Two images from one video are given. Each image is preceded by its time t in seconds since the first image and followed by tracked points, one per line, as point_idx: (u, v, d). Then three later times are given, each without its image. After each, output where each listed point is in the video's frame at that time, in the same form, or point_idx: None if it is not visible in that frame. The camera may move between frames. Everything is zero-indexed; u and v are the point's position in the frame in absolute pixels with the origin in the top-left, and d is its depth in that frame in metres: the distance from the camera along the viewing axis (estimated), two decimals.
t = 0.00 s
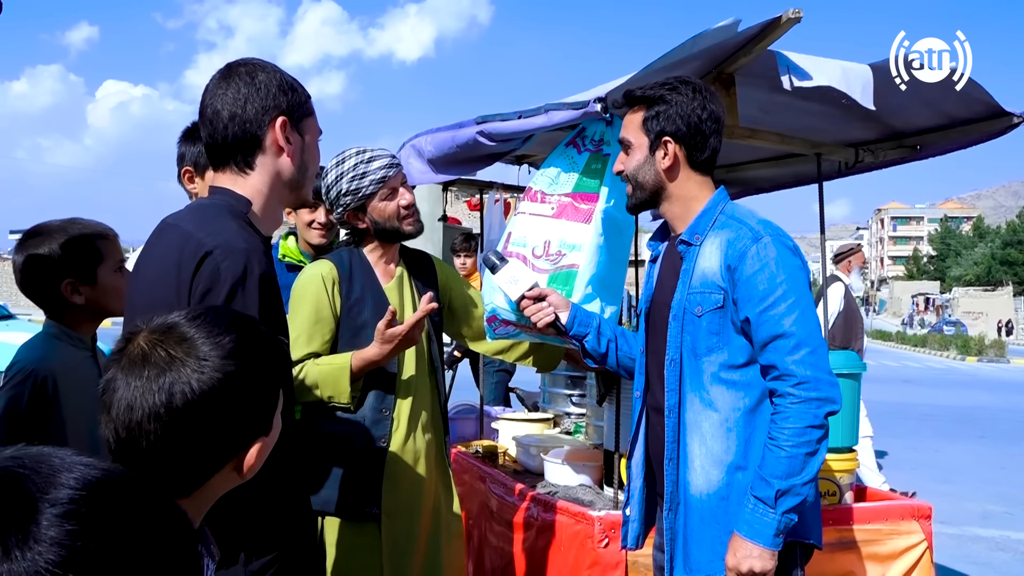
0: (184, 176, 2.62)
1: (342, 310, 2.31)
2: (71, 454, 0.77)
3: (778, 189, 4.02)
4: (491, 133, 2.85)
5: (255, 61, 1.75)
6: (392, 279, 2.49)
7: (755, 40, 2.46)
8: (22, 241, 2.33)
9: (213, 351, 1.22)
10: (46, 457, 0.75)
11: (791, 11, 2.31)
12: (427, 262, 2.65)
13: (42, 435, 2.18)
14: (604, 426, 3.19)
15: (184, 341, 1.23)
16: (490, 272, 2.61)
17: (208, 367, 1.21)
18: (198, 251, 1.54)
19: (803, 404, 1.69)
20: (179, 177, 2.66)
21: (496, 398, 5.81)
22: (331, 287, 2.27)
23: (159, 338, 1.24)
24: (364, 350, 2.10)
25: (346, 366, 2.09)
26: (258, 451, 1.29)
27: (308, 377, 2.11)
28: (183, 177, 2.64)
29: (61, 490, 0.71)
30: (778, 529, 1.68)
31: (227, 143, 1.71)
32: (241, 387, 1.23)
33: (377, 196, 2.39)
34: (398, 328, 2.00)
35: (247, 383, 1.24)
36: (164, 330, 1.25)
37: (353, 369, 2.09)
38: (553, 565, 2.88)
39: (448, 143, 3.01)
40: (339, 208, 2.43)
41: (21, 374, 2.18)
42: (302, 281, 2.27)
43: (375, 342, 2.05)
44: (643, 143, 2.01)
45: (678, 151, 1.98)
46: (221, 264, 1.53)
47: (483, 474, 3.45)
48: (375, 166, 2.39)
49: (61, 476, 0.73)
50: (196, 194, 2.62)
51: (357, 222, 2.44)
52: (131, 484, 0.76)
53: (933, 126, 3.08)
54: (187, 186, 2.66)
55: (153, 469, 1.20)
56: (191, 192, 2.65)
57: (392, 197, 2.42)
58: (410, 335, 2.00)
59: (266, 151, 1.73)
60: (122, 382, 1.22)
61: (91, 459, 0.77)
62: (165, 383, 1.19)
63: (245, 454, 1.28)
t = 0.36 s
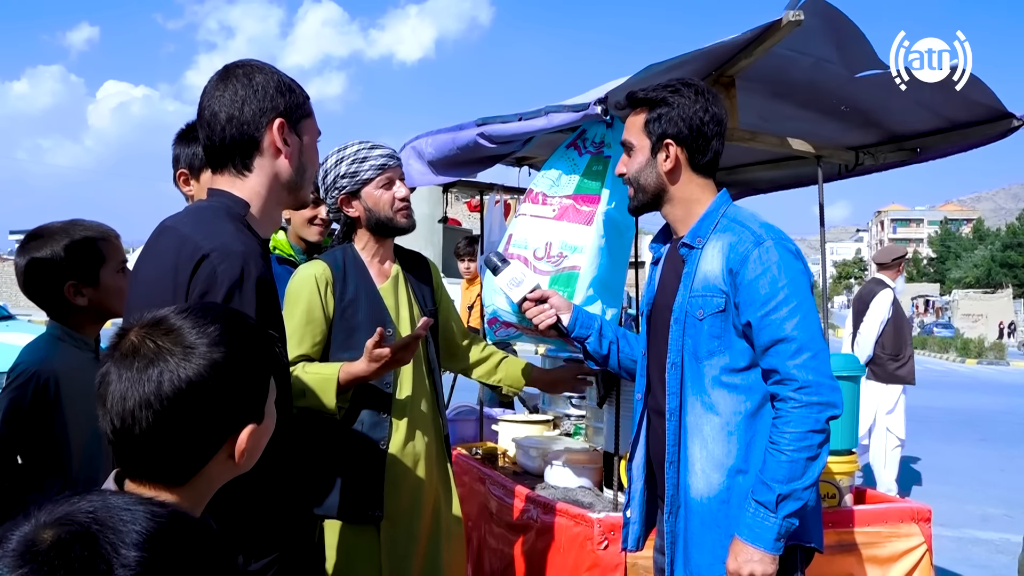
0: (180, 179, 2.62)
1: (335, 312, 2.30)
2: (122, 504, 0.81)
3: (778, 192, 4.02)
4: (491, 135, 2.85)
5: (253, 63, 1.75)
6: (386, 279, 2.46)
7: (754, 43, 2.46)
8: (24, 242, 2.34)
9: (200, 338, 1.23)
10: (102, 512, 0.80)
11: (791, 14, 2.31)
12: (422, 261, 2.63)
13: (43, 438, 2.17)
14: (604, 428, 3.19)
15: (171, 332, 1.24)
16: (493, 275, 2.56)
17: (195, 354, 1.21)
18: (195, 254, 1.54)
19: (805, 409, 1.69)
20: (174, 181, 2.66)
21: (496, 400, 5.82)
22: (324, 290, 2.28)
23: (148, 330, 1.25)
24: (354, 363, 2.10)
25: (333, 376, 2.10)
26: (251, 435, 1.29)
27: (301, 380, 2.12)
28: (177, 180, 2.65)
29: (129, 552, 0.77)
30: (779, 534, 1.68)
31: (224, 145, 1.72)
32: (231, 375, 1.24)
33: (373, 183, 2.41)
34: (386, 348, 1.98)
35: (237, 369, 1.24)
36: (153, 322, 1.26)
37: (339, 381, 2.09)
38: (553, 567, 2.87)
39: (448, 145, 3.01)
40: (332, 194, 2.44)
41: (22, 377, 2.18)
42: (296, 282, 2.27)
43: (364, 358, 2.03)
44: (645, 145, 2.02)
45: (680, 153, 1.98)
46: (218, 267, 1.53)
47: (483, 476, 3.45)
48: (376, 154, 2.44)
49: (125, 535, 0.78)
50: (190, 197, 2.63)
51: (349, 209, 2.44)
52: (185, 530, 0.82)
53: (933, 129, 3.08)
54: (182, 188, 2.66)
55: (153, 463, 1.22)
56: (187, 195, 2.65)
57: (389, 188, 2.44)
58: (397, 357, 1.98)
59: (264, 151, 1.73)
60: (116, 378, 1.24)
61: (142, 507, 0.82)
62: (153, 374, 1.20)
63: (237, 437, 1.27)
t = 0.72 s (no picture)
0: (174, 179, 2.62)
1: (334, 318, 2.29)
2: (204, 488, 0.94)
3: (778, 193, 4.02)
4: (492, 136, 2.84)
5: (255, 65, 1.75)
6: (386, 280, 2.46)
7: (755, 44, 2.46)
8: (27, 242, 2.35)
9: (202, 335, 1.23)
10: (189, 497, 0.92)
11: (792, 15, 2.31)
12: (421, 260, 2.64)
13: (42, 438, 2.18)
14: (605, 429, 3.20)
15: (173, 330, 1.24)
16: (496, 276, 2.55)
17: (198, 350, 1.21)
18: (197, 254, 1.54)
19: (807, 412, 1.69)
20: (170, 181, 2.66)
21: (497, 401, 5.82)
22: (323, 293, 2.27)
23: (151, 329, 1.25)
24: (365, 384, 2.15)
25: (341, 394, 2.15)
26: (254, 428, 1.28)
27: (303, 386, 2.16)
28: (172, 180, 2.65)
29: (219, 528, 0.89)
30: (781, 537, 1.68)
31: (226, 146, 1.72)
32: (234, 372, 1.24)
33: (369, 187, 2.40)
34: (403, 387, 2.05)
35: (239, 366, 1.24)
36: (156, 322, 1.27)
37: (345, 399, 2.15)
38: (553, 568, 2.87)
39: (449, 146, 3.01)
40: (329, 197, 2.44)
41: (22, 377, 2.17)
42: (295, 286, 2.27)
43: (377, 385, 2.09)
44: (647, 146, 2.01)
45: (682, 155, 1.98)
46: (222, 267, 1.53)
47: (483, 477, 3.45)
48: (371, 157, 2.42)
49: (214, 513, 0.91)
50: (185, 198, 2.63)
51: (345, 213, 2.44)
52: (261, 507, 0.95)
53: (934, 130, 3.07)
54: (176, 189, 2.66)
55: (158, 462, 1.22)
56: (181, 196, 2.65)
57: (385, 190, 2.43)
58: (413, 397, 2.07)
59: (265, 153, 1.72)
60: (121, 377, 1.24)
61: (221, 489, 0.95)
62: (156, 371, 1.21)
63: (241, 430, 1.26)
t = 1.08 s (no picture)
0: (174, 180, 2.61)
1: (331, 313, 2.30)
2: (227, 457, 0.92)
3: (780, 194, 4.02)
4: (493, 137, 2.84)
5: (261, 66, 1.75)
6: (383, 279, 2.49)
7: (756, 45, 2.47)
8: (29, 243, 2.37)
9: (206, 334, 1.24)
10: (214, 466, 0.91)
11: (793, 15, 2.31)
12: (417, 264, 2.66)
13: (42, 439, 2.17)
14: (605, 430, 3.20)
15: (178, 329, 1.25)
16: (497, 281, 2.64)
17: (201, 348, 1.22)
18: (200, 255, 1.54)
19: (812, 423, 1.69)
20: (170, 181, 2.64)
21: (499, 401, 5.82)
22: (318, 291, 2.27)
23: (156, 328, 1.27)
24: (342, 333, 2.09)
25: (328, 354, 2.07)
26: (255, 429, 1.27)
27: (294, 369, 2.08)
28: (172, 180, 2.63)
29: (245, 495, 0.87)
30: (782, 547, 1.68)
31: (230, 148, 1.72)
32: (238, 373, 1.24)
33: (371, 193, 2.40)
34: (375, 301, 1.98)
35: (242, 368, 1.25)
36: (160, 321, 1.28)
37: (336, 357, 2.07)
38: (553, 569, 2.87)
39: (449, 147, 3.01)
40: (331, 202, 2.42)
41: (23, 378, 2.18)
42: (292, 285, 2.28)
43: (352, 322, 2.04)
44: (662, 146, 2.02)
45: (696, 156, 1.98)
46: (224, 267, 1.53)
47: (483, 478, 3.45)
48: (373, 163, 2.42)
49: (239, 480, 0.89)
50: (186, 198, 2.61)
51: (347, 218, 2.44)
52: (288, 472, 0.93)
53: (936, 131, 3.07)
54: (177, 189, 2.65)
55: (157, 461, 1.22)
56: (181, 196, 2.65)
57: (387, 195, 2.43)
58: (387, 310, 2.00)
59: (269, 154, 1.72)
60: (124, 377, 1.25)
61: (245, 457, 0.93)
62: (158, 369, 1.22)
63: (240, 430, 1.25)
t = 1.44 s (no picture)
0: (175, 181, 2.60)
1: (331, 317, 2.31)
2: (211, 453, 0.92)
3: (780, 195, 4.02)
4: (493, 138, 2.84)
5: (251, 69, 1.77)
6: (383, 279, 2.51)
7: (756, 45, 2.47)
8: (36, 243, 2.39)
9: (208, 333, 1.24)
10: (196, 464, 0.91)
11: (793, 16, 2.31)
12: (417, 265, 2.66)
13: (42, 441, 2.17)
14: (606, 431, 3.20)
15: (181, 328, 1.26)
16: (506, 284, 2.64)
17: (203, 348, 1.23)
18: (205, 255, 1.54)
19: (818, 437, 1.66)
20: (171, 181, 2.64)
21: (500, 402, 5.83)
22: (316, 295, 2.30)
23: (160, 327, 1.27)
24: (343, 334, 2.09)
25: (332, 353, 2.09)
26: (254, 431, 1.27)
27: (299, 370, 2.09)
28: (174, 181, 2.62)
29: (226, 493, 0.87)
30: (787, 564, 1.66)
31: (224, 151, 1.75)
32: (238, 373, 1.24)
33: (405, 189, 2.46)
34: (379, 293, 2.05)
35: (244, 367, 1.25)
36: (165, 321, 1.29)
37: (340, 356, 2.09)
38: (554, 570, 2.87)
39: (450, 148, 3.00)
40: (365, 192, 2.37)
41: (24, 381, 2.17)
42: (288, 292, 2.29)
43: (355, 321, 2.06)
44: (697, 137, 1.97)
45: (731, 147, 1.92)
46: (229, 268, 1.53)
47: (484, 479, 3.45)
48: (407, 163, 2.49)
49: (219, 475, 0.89)
50: (187, 199, 2.61)
51: (375, 211, 2.42)
52: (271, 464, 0.93)
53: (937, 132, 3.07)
54: (178, 191, 2.64)
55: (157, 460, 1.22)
56: (182, 197, 2.64)
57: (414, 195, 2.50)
58: (391, 302, 2.07)
59: (261, 155, 1.73)
60: (125, 375, 1.25)
61: (227, 451, 0.93)
62: (158, 368, 1.22)
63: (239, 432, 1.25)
